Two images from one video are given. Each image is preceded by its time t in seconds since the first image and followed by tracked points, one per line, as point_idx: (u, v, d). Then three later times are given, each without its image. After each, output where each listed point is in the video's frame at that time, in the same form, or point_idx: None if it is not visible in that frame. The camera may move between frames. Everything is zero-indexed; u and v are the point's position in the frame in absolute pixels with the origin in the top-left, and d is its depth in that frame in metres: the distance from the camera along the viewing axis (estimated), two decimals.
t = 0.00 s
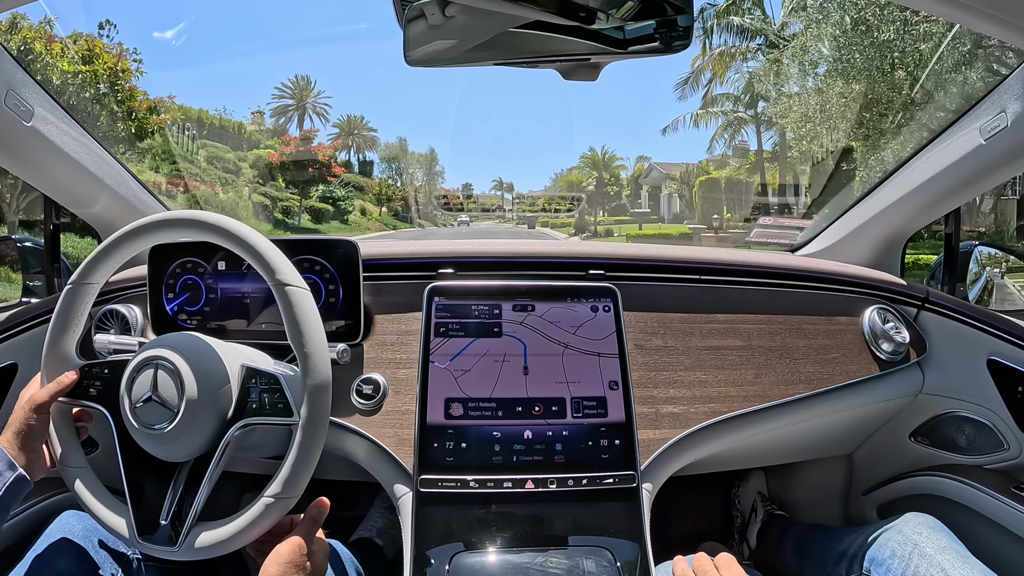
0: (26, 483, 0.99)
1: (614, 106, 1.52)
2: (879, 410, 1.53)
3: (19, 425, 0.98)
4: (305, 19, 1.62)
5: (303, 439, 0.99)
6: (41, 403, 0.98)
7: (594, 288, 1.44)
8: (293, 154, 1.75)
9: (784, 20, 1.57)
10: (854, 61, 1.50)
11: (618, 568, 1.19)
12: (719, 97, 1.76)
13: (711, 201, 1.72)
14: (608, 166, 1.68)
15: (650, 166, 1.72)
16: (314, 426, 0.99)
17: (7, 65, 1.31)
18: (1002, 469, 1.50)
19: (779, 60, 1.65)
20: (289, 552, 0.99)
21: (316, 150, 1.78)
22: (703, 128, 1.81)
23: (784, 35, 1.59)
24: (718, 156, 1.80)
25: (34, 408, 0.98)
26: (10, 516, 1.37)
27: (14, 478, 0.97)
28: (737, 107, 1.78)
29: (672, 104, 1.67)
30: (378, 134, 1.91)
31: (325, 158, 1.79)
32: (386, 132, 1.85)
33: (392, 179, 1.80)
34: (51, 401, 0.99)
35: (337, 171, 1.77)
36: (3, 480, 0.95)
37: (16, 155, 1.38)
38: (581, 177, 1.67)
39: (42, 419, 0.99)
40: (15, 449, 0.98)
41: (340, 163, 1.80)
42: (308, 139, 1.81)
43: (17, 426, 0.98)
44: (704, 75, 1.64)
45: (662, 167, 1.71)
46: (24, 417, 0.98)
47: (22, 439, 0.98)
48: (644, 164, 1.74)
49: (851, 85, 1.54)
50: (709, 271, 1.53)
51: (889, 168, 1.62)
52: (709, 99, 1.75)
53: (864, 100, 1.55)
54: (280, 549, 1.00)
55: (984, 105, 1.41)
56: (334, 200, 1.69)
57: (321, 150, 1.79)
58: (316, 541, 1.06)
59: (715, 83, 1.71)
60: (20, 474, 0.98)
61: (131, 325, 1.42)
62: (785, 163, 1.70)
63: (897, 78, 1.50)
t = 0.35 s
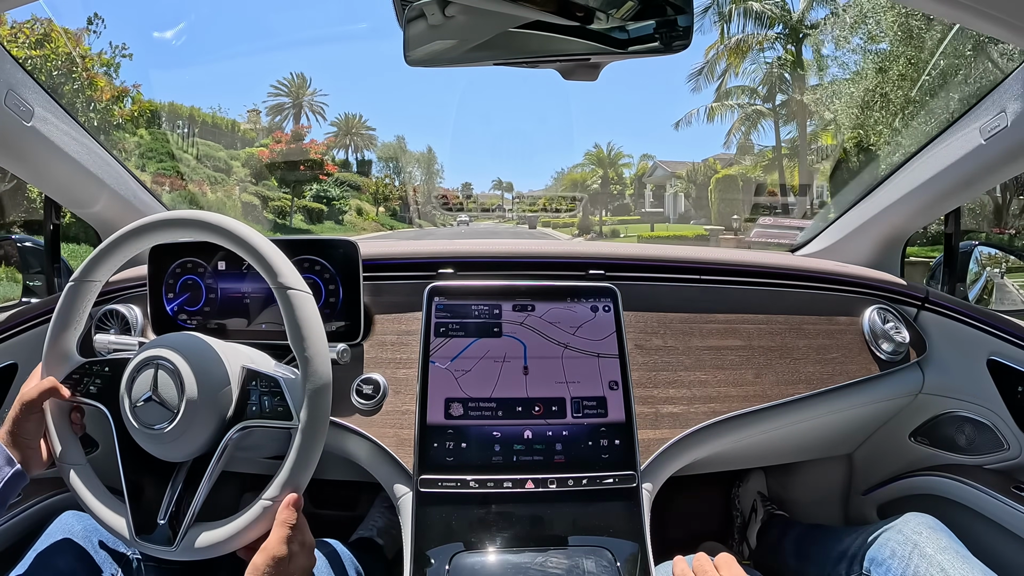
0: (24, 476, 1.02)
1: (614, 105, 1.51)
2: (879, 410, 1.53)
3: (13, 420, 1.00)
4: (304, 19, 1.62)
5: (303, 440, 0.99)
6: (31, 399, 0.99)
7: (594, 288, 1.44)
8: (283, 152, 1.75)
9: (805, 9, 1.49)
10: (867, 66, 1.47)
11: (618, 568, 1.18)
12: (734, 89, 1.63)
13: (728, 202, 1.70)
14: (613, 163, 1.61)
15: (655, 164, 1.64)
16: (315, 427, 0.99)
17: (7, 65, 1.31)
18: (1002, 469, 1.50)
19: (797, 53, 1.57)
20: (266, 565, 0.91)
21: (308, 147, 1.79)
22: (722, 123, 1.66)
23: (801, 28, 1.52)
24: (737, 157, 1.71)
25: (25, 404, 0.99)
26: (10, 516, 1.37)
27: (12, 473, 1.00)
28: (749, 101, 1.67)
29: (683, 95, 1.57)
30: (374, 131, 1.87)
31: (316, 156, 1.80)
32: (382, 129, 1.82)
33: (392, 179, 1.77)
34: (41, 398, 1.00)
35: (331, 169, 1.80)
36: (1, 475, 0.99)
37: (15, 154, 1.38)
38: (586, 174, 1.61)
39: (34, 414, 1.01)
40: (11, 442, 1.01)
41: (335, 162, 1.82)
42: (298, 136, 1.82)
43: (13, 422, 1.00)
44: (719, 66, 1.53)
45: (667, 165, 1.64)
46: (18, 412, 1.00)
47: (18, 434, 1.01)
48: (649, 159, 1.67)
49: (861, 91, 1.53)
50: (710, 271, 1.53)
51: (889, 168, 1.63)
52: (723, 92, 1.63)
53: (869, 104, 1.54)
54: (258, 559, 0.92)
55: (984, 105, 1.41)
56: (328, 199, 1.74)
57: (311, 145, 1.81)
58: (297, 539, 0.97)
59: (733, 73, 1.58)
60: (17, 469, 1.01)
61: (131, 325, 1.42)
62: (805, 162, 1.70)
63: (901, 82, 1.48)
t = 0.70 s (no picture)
0: (27, 476, 0.99)
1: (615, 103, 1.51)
2: (879, 410, 1.53)
3: (25, 424, 0.97)
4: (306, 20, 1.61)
5: (303, 441, 0.98)
6: (52, 404, 0.98)
7: (594, 288, 1.44)
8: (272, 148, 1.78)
9: None
10: (877, 67, 1.49)
11: (618, 568, 1.18)
12: (750, 83, 1.64)
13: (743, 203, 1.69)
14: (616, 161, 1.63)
15: (659, 162, 1.66)
16: (314, 428, 0.99)
17: (7, 66, 1.32)
18: (1002, 469, 1.50)
19: (817, 44, 1.54)
20: (266, 565, 0.91)
21: (298, 145, 1.80)
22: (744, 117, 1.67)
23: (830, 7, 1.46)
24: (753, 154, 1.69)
25: (44, 409, 0.98)
26: (9, 516, 1.37)
27: (15, 473, 0.97)
28: (767, 94, 1.65)
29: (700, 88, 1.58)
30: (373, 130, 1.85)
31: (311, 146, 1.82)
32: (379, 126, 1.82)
33: (394, 180, 1.76)
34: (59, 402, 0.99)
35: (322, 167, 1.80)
36: (5, 475, 0.96)
37: (15, 154, 1.39)
38: (590, 173, 1.61)
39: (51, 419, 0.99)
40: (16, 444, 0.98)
41: (329, 161, 1.82)
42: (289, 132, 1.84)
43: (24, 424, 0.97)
44: (736, 56, 1.56)
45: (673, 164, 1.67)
46: (33, 416, 0.98)
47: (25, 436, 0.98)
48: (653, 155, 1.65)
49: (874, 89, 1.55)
50: (710, 270, 1.53)
51: (890, 167, 1.63)
52: (739, 85, 1.64)
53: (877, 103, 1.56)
54: (259, 559, 0.92)
55: (983, 105, 1.42)
56: (323, 198, 1.72)
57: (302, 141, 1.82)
58: (298, 541, 0.98)
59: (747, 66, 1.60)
60: (22, 469, 0.98)
61: (131, 324, 1.42)
62: (826, 160, 1.67)
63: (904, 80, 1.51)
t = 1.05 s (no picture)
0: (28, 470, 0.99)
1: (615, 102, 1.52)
2: (879, 410, 1.53)
3: (27, 415, 0.98)
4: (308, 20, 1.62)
5: (303, 442, 0.98)
6: (53, 395, 0.99)
7: (594, 288, 1.44)
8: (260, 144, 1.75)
9: None
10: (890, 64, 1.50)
11: (618, 568, 1.18)
12: (768, 74, 1.70)
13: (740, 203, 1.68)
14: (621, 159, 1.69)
15: (662, 162, 1.71)
16: (314, 429, 0.99)
17: (7, 65, 1.33)
18: (1002, 469, 1.50)
19: (843, 35, 1.54)
20: (266, 566, 0.91)
21: (289, 142, 1.79)
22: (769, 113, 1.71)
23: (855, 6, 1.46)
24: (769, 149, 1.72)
25: (46, 400, 0.98)
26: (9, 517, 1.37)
27: (18, 466, 0.96)
28: (786, 86, 1.67)
29: (718, 78, 1.63)
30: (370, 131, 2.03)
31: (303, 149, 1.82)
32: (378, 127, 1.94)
33: (393, 181, 1.83)
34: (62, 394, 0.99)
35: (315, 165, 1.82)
36: (7, 467, 0.95)
37: (16, 154, 1.39)
38: (596, 172, 1.66)
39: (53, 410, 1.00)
40: (18, 436, 0.97)
41: (320, 159, 1.85)
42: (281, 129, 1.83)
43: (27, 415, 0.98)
44: (754, 46, 1.61)
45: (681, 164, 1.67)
46: (36, 406, 0.98)
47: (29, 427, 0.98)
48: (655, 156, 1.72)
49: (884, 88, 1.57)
50: (710, 270, 1.53)
51: (891, 167, 1.63)
52: (756, 78, 1.71)
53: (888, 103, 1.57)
54: (257, 561, 0.92)
55: (983, 105, 1.42)
56: (317, 197, 1.72)
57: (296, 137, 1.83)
58: (294, 543, 0.98)
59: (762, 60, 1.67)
60: (24, 461, 0.98)
61: (131, 324, 1.43)
62: (849, 156, 1.68)
63: (911, 81, 1.52)
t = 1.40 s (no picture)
0: (23, 470, 0.98)
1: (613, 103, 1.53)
2: (879, 410, 1.53)
3: (21, 415, 0.98)
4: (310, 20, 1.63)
5: (303, 442, 0.98)
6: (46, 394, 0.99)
7: (594, 288, 1.43)
8: (248, 141, 1.79)
9: None
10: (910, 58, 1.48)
11: (618, 568, 1.18)
12: (789, 65, 1.79)
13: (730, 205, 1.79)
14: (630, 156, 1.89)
15: (666, 160, 1.87)
16: (315, 429, 0.99)
17: (7, 65, 1.32)
18: (1002, 469, 1.50)
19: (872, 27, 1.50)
20: (266, 567, 0.92)
21: (277, 138, 1.84)
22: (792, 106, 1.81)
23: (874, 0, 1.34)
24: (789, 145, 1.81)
25: (39, 400, 0.99)
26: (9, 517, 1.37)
27: (13, 465, 0.96)
28: (811, 77, 1.74)
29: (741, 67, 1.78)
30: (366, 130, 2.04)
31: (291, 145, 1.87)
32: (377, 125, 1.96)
33: (391, 180, 1.83)
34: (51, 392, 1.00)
35: (302, 163, 1.88)
36: (2, 467, 0.95)
37: (16, 154, 1.39)
38: (601, 169, 1.76)
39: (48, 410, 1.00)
40: (14, 437, 0.98)
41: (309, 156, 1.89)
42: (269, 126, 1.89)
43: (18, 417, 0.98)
44: (776, 32, 1.71)
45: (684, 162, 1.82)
46: (30, 406, 0.99)
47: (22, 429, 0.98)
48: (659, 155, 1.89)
49: (900, 87, 1.59)
50: (710, 270, 1.53)
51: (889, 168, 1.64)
52: (777, 67, 1.82)
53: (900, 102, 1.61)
54: (257, 561, 0.92)
55: (983, 105, 1.42)
56: (308, 197, 1.76)
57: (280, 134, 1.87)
58: (294, 543, 0.98)
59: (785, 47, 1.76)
60: (19, 460, 0.97)
61: (131, 324, 1.43)
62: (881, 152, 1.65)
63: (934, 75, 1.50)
